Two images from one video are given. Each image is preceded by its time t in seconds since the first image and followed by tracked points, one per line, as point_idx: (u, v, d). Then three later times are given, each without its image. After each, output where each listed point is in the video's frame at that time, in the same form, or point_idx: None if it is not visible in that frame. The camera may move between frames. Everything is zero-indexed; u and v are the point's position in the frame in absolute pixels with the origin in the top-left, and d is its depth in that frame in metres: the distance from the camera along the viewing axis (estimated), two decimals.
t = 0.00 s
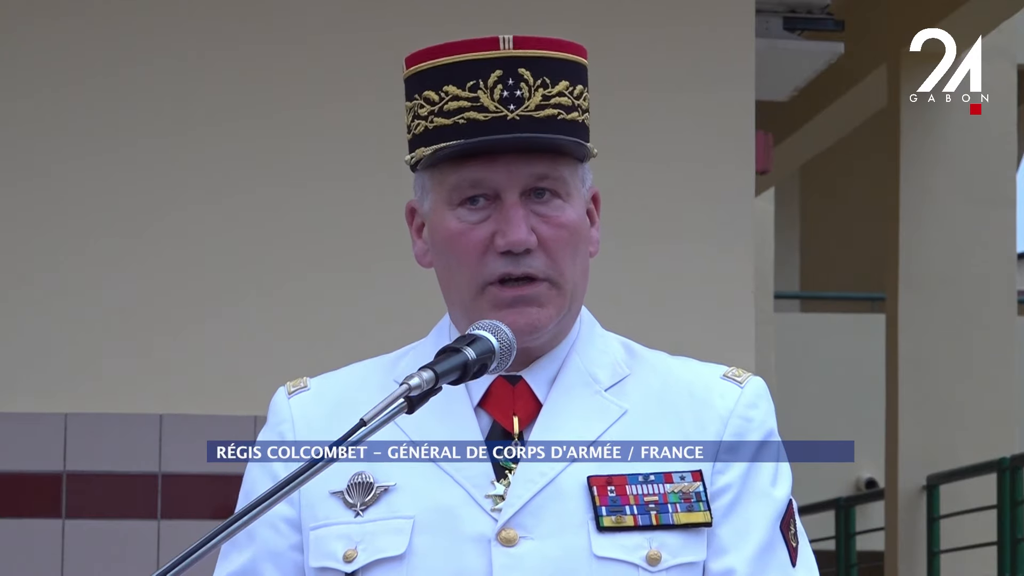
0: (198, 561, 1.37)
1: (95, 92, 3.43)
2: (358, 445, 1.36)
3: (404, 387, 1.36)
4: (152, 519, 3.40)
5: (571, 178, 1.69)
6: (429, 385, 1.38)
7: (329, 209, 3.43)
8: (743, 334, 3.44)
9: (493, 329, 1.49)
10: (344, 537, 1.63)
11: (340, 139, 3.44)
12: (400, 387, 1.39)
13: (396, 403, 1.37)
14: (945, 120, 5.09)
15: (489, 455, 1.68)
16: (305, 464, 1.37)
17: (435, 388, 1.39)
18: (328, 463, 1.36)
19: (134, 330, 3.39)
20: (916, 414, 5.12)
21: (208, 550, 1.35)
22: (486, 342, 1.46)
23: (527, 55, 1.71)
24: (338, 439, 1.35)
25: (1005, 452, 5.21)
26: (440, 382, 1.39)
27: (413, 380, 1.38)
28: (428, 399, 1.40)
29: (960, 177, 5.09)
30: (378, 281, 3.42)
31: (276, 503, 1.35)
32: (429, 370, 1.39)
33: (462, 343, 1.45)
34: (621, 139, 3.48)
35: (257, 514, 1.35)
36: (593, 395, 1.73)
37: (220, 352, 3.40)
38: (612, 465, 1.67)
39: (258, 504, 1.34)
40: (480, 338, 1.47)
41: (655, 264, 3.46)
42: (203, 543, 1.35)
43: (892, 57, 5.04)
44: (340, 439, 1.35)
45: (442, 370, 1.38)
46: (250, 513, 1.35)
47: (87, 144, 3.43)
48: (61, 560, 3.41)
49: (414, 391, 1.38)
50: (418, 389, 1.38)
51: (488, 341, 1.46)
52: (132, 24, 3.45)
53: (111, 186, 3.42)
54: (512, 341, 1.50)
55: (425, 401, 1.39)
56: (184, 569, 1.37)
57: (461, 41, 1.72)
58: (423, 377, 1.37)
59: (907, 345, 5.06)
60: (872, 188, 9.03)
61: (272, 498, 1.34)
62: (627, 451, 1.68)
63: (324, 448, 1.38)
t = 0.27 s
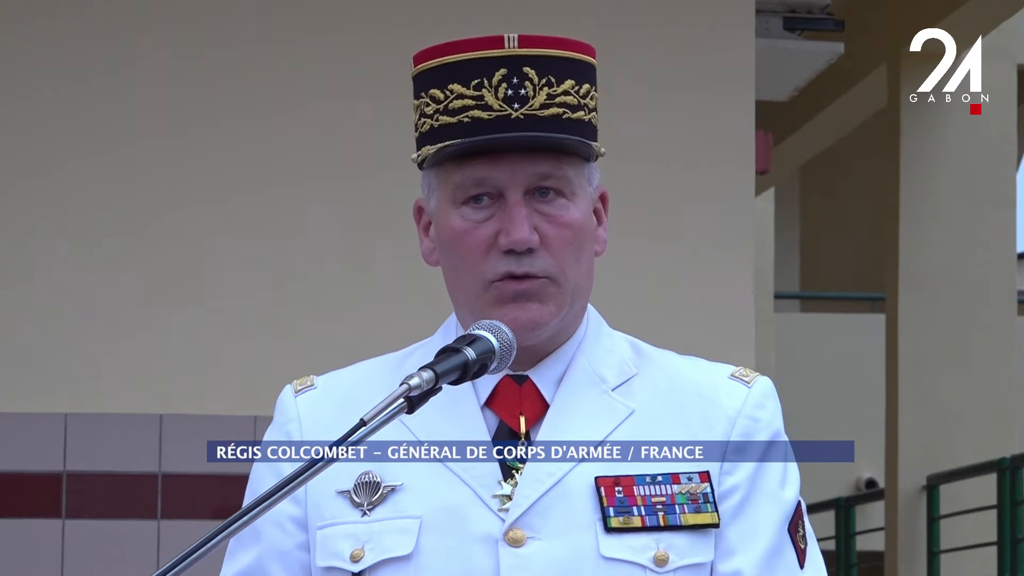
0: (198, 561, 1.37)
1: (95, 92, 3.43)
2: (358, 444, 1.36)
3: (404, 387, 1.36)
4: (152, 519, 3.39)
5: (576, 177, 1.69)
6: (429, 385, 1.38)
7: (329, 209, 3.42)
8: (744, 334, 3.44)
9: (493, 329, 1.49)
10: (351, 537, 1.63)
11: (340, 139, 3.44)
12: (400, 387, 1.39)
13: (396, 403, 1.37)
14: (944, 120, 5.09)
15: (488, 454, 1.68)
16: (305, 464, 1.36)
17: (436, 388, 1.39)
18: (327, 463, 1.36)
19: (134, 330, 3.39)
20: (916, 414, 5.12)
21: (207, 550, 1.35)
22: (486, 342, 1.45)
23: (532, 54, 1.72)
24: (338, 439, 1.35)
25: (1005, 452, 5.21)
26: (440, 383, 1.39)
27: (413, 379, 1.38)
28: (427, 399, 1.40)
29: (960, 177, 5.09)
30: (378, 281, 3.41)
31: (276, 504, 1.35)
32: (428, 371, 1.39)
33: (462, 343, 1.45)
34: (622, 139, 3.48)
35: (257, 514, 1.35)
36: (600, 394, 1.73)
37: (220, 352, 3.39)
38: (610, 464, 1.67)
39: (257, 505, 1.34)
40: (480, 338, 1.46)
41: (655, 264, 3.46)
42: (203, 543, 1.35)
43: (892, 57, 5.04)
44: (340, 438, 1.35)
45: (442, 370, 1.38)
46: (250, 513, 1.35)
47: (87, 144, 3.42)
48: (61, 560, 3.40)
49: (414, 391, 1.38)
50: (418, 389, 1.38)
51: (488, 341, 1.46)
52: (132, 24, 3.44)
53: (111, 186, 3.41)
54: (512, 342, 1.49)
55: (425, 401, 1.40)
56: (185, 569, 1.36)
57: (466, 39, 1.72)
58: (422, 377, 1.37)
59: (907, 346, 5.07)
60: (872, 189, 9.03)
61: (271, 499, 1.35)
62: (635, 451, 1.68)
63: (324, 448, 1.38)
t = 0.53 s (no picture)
0: (199, 561, 1.37)
1: (94, 92, 3.43)
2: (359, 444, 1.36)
3: (404, 387, 1.36)
4: (152, 519, 3.39)
5: (578, 177, 1.69)
6: (429, 385, 1.38)
7: (330, 209, 3.42)
8: (744, 334, 3.44)
9: (493, 329, 1.49)
10: (356, 538, 1.64)
11: (340, 139, 3.44)
12: (401, 387, 1.39)
13: (396, 403, 1.37)
14: (944, 120, 5.09)
15: (489, 455, 1.68)
16: (305, 464, 1.36)
17: (436, 388, 1.39)
18: (328, 463, 1.35)
19: (133, 330, 3.39)
20: (916, 414, 5.12)
21: (208, 551, 1.35)
22: (486, 342, 1.45)
23: (534, 53, 1.72)
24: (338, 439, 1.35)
25: (1005, 452, 5.21)
26: (440, 382, 1.39)
27: (413, 379, 1.38)
28: (427, 399, 1.40)
29: (960, 178, 5.09)
30: (378, 281, 3.41)
31: (277, 503, 1.35)
32: (429, 370, 1.39)
33: (462, 343, 1.45)
34: (622, 140, 3.48)
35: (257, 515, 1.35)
36: (606, 394, 1.73)
37: (219, 353, 3.39)
38: (609, 464, 1.67)
39: (259, 503, 1.34)
40: (480, 338, 1.46)
41: (656, 265, 3.46)
42: (203, 543, 1.35)
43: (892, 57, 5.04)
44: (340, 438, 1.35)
45: (441, 370, 1.38)
46: (249, 513, 1.34)
47: (86, 144, 3.42)
48: (60, 560, 3.40)
49: (414, 391, 1.38)
50: (418, 389, 1.38)
51: (488, 341, 1.46)
52: (131, 24, 3.44)
53: (112, 186, 3.41)
54: (513, 341, 1.49)
55: (425, 401, 1.40)
56: (185, 569, 1.36)
57: (468, 38, 1.73)
58: (423, 376, 1.37)
59: (907, 345, 5.07)
60: (872, 189, 9.03)
61: (272, 498, 1.35)
62: (640, 452, 1.68)
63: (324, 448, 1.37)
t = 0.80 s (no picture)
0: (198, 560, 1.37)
1: (94, 91, 3.42)
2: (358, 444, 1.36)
3: (404, 387, 1.36)
4: (151, 519, 3.39)
5: (580, 181, 1.70)
6: (429, 385, 1.37)
7: (330, 209, 3.42)
8: (745, 334, 3.44)
9: (493, 329, 1.49)
10: (358, 537, 1.64)
11: (340, 139, 3.44)
12: (400, 387, 1.39)
13: (396, 403, 1.37)
14: (944, 120, 5.09)
15: (489, 454, 1.68)
16: (305, 464, 1.36)
17: (435, 388, 1.39)
18: (327, 463, 1.35)
19: (133, 330, 3.38)
20: (916, 414, 5.13)
21: (208, 550, 1.35)
22: (485, 342, 1.45)
23: (537, 57, 1.73)
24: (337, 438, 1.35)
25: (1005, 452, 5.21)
26: (440, 382, 1.38)
27: (413, 379, 1.38)
28: (427, 399, 1.40)
29: (960, 178, 5.09)
30: (378, 281, 3.41)
31: (277, 503, 1.35)
32: (429, 370, 1.38)
33: (462, 343, 1.45)
34: (622, 140, 3.48)
35: (257, 515, 1.34)
36: (608, 395, 1.73)
37: (219, 353, 3.39)
38: (610, 464, 1.67)
39: (260, 503, 1.34)
40: (480, 337, 1.46)
41: (656, 265, 3.46)
42: (203, 543, 1.35)
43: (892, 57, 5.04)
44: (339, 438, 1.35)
45: (442, 370, 1.38)
46: (248, 514, 1.34)
47: (86, 144, 3.42)
48: (60, 560, 3.40)
49: (414, 391, 1.38)
50: (418, 389, 1.37)
51: (488, 340, 1.46)
52: (131, 23, 3.44)
53: (112, 186, 3.41)
54: (513, 341, 1.49)
55: (426, 401, 1.39)
56: (185, 568, 1.36)
57: (472, 40, 1.74)
58: (423, 377, 1.37)
59: (907, 345, 5.07)
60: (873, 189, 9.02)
61: (273, 497, 1.34)
62: (643, 452, 1.69)
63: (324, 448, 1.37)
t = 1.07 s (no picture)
0: (198, 561, 1.37)
1: (94, 91, 3.42)
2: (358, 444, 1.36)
3: (404, 387, 1.35)
4: (151, 519, 3.39)
5: (578, 181, 1.70)
6: (429, 385, 1.37)
7: (330, 209, 3.42)
8: (745, 334, 3.44)
9: (493, 329, 1.49)
10: (358, 536, 1.64)
11: (340, 139, 3.44)
12: (400, 387, 1.38)
13: (396, 403, 1.36)
14: (944, 121, 5.09)
15: (489, 454, 1.68)
16: (305, 464, 1.36)
17: (435, 388, 1.38)
18: (327, 463, 1.35)
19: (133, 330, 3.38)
20: (916, 415, 5.13)
21: (208, 551, 1.35)
22: (485, 342, 1.45)
23: (537, 58, 1.73)
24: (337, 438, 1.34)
25: (1005, 452, 5.21)
26: (440, 382, 1.38)
27: (413, 379, 1.37)
28: (428, 399, 1.39)
29: (960, 178, 5.09)
30: (378, 281, 3.41)
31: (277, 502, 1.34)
32: (428, 370, 1.38)
33: (462, 343, 1.45)
34: (621, 140, 3.48)
35: (257, 514, 1.34)
36: (609, 394, 1.73)
37: (219, 352, 3.39)
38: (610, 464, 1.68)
39: (262, 501, 1.33)
40: (480, 338, 1.46)
41: (656, 265, 3.45)
42: (203, 543, 1.35)
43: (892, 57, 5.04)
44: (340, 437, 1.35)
45: (441, 370, 1.38)
46: (247, 514, 1.34)
47: (86, 144, 3.42)
48: (60, 560, 3.40)
49: (414, 391, 1.37)
50: (418, 389, 1.37)
51: (488, 341, 1.46)
52: (132, 24, 3.44)
53: (112, 186, 3.41)
54: (513, 342, 1.50)
55: (425, 401, 1.39)
56: (184, 569, 1.36)
57: (472, 40, 1.74)
58: (423, 376, 1.36)
59: (907, 346, 5.06)
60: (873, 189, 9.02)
61: (272, 497, 1.34)
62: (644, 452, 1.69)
63: (324, 448, 1.37)
